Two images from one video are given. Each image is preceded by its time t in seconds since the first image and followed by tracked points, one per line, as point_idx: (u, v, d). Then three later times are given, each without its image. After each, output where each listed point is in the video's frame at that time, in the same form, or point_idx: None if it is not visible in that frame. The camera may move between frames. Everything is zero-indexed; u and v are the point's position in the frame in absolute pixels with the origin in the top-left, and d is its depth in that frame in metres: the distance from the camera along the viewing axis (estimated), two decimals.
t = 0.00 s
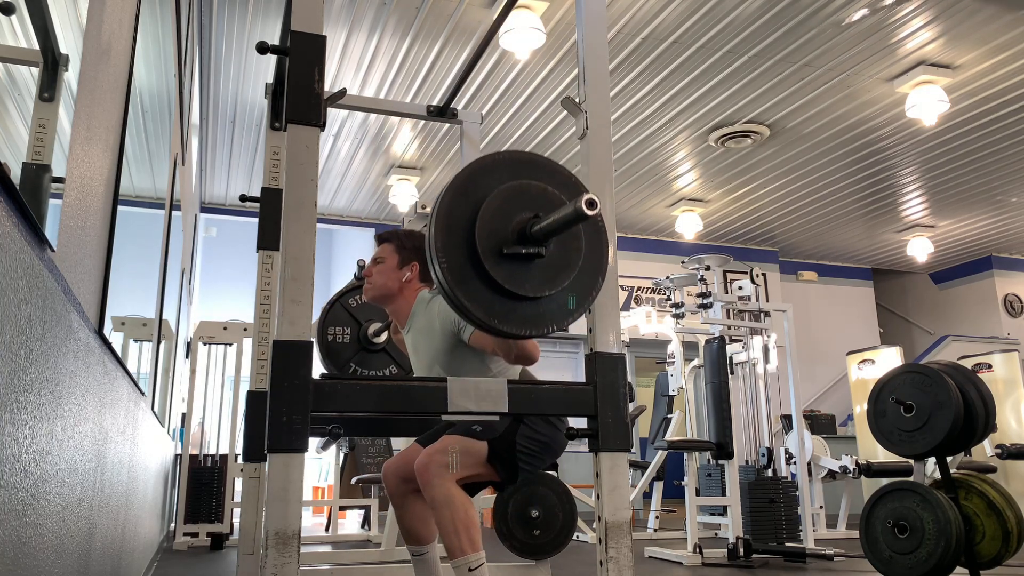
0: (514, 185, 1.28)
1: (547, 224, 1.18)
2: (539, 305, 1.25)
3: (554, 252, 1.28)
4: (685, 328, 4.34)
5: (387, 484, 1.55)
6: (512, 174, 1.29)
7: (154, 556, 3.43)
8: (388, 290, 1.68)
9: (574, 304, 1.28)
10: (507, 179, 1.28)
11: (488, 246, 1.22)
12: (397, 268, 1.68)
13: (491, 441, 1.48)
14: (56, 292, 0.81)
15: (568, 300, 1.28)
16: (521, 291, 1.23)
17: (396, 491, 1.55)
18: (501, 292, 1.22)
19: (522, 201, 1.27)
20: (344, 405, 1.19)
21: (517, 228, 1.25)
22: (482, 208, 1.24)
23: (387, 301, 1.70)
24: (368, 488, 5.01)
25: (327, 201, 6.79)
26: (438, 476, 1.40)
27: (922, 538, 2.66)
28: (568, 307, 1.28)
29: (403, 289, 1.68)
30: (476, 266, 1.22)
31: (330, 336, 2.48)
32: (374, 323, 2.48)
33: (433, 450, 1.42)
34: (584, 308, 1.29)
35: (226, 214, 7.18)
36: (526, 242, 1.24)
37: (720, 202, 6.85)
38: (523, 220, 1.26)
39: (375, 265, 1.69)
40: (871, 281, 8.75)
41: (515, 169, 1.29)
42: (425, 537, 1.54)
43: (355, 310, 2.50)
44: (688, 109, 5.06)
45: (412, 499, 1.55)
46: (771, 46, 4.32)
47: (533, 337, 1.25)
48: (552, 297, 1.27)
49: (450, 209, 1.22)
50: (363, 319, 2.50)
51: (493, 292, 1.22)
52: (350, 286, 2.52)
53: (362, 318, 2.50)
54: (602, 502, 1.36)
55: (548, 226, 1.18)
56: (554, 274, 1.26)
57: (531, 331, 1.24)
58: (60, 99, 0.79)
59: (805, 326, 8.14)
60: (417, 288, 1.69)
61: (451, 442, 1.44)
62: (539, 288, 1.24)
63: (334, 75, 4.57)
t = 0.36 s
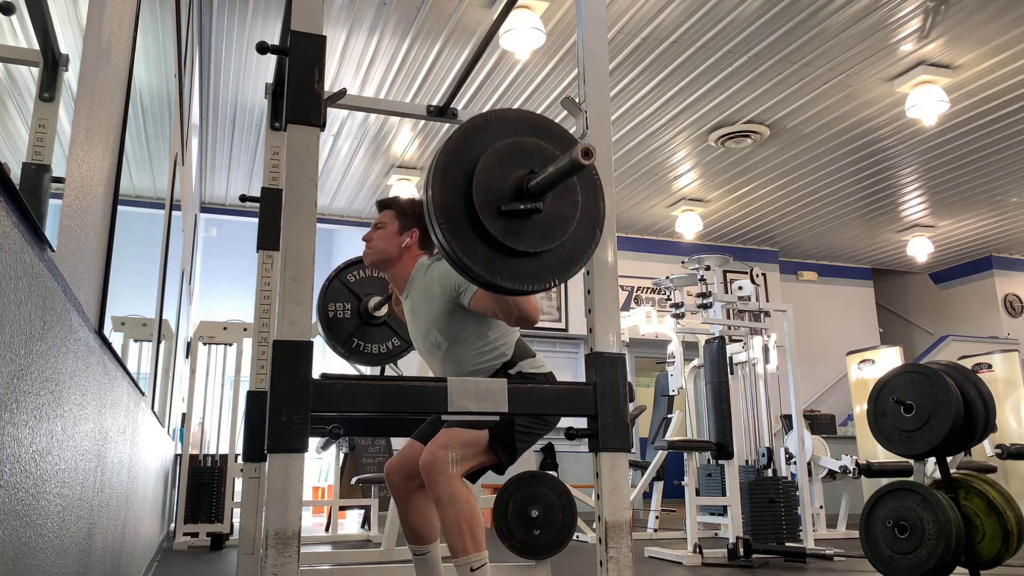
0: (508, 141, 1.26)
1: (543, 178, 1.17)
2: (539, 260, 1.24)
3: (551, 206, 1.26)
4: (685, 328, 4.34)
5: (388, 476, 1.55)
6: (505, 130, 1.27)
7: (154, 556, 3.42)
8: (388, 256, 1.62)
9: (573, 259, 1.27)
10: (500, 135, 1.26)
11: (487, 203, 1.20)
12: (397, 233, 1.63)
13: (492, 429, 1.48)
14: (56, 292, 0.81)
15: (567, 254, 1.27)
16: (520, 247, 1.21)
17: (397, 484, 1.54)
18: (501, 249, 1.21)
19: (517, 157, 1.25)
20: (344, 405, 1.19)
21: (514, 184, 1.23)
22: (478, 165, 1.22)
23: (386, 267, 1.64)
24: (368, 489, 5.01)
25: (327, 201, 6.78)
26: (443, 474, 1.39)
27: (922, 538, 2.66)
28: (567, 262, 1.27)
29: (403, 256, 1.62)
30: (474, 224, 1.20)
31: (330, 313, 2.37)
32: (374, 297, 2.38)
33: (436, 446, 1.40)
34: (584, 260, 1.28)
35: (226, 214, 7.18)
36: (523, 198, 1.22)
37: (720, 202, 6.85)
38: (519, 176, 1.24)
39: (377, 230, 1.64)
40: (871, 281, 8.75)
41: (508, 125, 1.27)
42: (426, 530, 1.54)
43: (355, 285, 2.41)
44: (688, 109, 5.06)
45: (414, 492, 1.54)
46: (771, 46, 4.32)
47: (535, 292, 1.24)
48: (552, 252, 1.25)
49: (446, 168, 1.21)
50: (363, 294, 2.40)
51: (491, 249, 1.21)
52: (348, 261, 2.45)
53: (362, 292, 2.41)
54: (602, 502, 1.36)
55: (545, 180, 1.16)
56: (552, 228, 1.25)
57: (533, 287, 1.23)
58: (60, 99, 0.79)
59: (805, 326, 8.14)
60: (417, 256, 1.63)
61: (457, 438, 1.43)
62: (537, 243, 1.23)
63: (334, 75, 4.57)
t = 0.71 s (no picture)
0: (504, 82, 1.20)
1: (538, 116, 1.10)
2: (536, 201, 1.18)
3: (547, 146, 1.20)
4: (685, 328, 4.34)
5: (383, 472, 1.54)
6: (498, 71, 1.21)
7: (154, 556, 3.42)
8: (387, 211, 1.62)
9: (571, 201, 1.21)
10: (494, 76, 1.20)
11: (481, 144, 1.14)
12: (397, 189, 1.62)
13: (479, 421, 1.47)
14: (57, 292, 0.81)
15: (564, 196, 1.21)
16: (515, 188, 1.15)
17: (392, 479, 1.54)
18: (497, 190, 1.15)
19: (511, 97, 1.19)
20: (344, 405, 1.19)
21: (509, 125, 1.17)
22: (473, 106, 1.16)
23: (383, 223, 1.63)
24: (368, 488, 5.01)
25: (327, 201, 6.78)
26: (443, 472, 1.38)
27: (922, 538, 2.66)
28: (565, 204, 1.21)
29: (401, 213, 1.62)
30: (470, 166, 1.14)
31: (329, 283, 2.41)
32: (373, 267, 2.44)
33: (434, 444, 1.39)
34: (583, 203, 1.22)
35: (226, 214, 7.18)
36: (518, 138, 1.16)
37: (720, 202, 6.84)
38: (514, 116, 1.18)
39: (377, 186, 1.64)
40: (871, 281, 8.75)
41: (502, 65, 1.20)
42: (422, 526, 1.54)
43: (353, 256, 2.45)
44: (688, 109, 5.05)
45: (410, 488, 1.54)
46: (771, 46, 4.31)
47: (536, 236, 1.18)
48: (549, 193, 1.20)
49: (440, 110, 1.14)
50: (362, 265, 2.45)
51: (488, 190, 1.15)
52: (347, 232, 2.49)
53: (361, 263, 2.45)
54: (602, 502, 1.36)
55: (540, 117, 1.09)
56: (549, 169, 1.19)
57: (531, 228, 1.17)
58: (60, 99, 0.79)
59: (805, 326, 8.14)
60: (414, 214, 1.62)
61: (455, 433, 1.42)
62: (533, 184, 1.17)
63: (334, 75, 4.58)
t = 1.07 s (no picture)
0: (513, 16, 1.21)
1: (547, 42, 1.11)
2: (543, 133, 1.19)
3: (555, 78, 1.21)
4: (685, 328, 4.34)
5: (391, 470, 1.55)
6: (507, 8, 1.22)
7: (154, 556, 3.42)
8: (394, 153, 1.62)
9: (578, 135, 1.22)
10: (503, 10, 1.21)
11: (492, 72, 1.15)
12: (401, 130, 1.62)
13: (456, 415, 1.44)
14: (56, 292, 0.81)
15: (571, 129, 1.22)
16: (525, 116, 1.16)
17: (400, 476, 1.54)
18: (506, 118, 1.15)
19: (520, 31, 1.20)
20: (344, 405, 1.19)
21: (519, 56, 1.18)
22: (484, 36, 1.17)
23: (391, 166, 1.63)
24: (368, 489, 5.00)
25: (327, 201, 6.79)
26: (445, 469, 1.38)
27: (922, 537, 2.66)
28: (572, 137, 1.22)
29: (408, 153, 1.62)
30: (481, 93, 1.14)
31: (338, 238, 2.69)
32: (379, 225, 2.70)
33: (432, 442, 1.38)
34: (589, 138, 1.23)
35: (226, 214, 7.18)
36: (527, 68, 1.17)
37: (720, 202, 6.85)
38: (523, 49, 1.19)
39: (381, 132, 1.63)
40: (871, 281, 8.74)
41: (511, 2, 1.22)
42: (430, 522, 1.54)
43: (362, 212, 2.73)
44: (688, 109, 5.06)
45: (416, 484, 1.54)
46: (771, 46, 4.31)
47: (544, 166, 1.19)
48: (556, 126, 1.21)
49: (451, 38, 1.15)
50: (369, 221, 2.71)
51: (498, 119, 1.15)
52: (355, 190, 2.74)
53: (368, 219, 2.72)
54: (602, 502, 1.36)
55: (550, 43, 1.10)
56: (556, 100, 1.20)
57: (538, 157, 1.18)
58: (60, 99, 0.79)
59: (805, 326, 8.14)
60: (420, 153, 1.63)
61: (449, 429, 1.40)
62: (542, 114, 1.17)
63: (334, 75, 4.58)
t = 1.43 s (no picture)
0: (527, 19, 1.25)
1: (559, 48, 1.15)
2: (550, 137, 1.24)
3: (565, 83, 1.26)
4: (685, 328, 4.34)
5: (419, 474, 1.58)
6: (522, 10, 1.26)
7: (154, 556, 3.42)
8: (398, 153, 1.62)
9: (584, 140, 1.27)
10: (518, 13, 1.25)
11: (503, 75, 1.19)
12: (402, 130, 1.62)
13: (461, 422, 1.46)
14: (56, 292, 0.81)
15: (578, 134, 1.27)
16: (534, 120, 1.20)
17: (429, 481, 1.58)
18: (514, 120, 1.20)
19: (533, 34, 1.24)
20: (344, 405, 1.19)
21: (531, 59, 1.22)
22: (497, 39, 1.21)
23: (397, 166, 1.64)
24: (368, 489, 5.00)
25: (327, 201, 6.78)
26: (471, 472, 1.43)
27: (922, 537, 2.66)
28: (578, 141, 1.27)
29: (411, 153, 1.62)
30: (491, 94, 1.19)
31: (347, 232, 2.79)
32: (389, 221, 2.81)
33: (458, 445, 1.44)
34: (595, 143, 1.27)
35: (226, 214, 7.18)
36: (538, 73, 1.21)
37: (720, 202, 6.85)
38: (535, 53, 1.23)
39: (381, 134, 1.63)
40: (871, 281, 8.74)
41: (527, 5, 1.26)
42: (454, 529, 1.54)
43: (373, 209, 2.84)
44: (687, 109, 5.06)
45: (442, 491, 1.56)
46: (771, 46, 4.31)
47: (548, 169, 1.24)
48: (563, 131, 1.25)
49: (465, 39, 1.20)
50: (378, 217, 2.83)
51: (506, 120, 1.20)
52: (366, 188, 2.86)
53: (379, 216, 2.84)
54: (602, 502, 1.36)
55: (561, 50, 1.14)
56: (564, 105, 1.24)
57: (543, 161, 1.23)
58: (60, 99, 0.79)
59: (805, 326, 8.14)
60: (424, 152, 1.64)
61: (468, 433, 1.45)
62: (550, 118, 1.22)
63: (335, 75, 4.57)
